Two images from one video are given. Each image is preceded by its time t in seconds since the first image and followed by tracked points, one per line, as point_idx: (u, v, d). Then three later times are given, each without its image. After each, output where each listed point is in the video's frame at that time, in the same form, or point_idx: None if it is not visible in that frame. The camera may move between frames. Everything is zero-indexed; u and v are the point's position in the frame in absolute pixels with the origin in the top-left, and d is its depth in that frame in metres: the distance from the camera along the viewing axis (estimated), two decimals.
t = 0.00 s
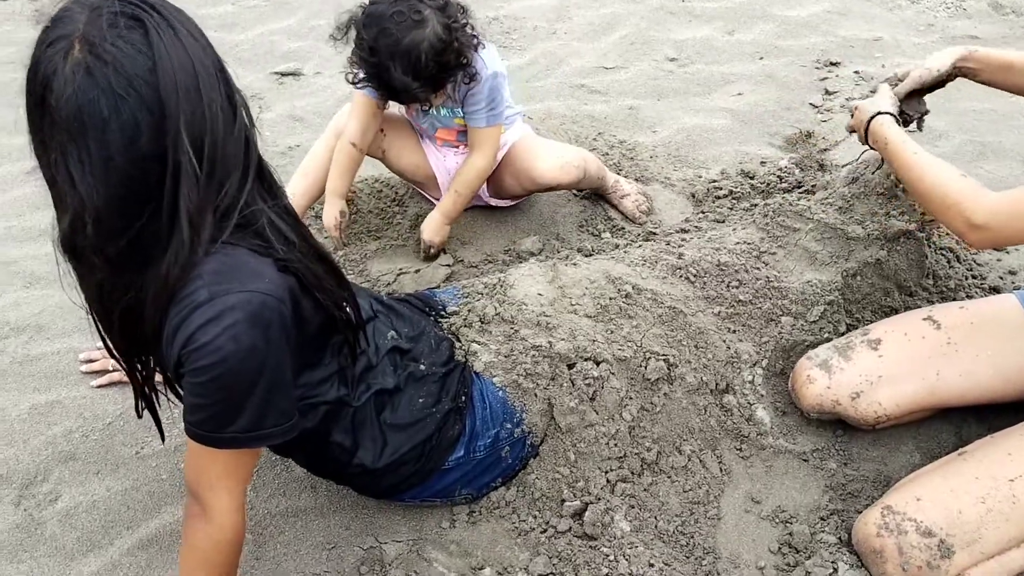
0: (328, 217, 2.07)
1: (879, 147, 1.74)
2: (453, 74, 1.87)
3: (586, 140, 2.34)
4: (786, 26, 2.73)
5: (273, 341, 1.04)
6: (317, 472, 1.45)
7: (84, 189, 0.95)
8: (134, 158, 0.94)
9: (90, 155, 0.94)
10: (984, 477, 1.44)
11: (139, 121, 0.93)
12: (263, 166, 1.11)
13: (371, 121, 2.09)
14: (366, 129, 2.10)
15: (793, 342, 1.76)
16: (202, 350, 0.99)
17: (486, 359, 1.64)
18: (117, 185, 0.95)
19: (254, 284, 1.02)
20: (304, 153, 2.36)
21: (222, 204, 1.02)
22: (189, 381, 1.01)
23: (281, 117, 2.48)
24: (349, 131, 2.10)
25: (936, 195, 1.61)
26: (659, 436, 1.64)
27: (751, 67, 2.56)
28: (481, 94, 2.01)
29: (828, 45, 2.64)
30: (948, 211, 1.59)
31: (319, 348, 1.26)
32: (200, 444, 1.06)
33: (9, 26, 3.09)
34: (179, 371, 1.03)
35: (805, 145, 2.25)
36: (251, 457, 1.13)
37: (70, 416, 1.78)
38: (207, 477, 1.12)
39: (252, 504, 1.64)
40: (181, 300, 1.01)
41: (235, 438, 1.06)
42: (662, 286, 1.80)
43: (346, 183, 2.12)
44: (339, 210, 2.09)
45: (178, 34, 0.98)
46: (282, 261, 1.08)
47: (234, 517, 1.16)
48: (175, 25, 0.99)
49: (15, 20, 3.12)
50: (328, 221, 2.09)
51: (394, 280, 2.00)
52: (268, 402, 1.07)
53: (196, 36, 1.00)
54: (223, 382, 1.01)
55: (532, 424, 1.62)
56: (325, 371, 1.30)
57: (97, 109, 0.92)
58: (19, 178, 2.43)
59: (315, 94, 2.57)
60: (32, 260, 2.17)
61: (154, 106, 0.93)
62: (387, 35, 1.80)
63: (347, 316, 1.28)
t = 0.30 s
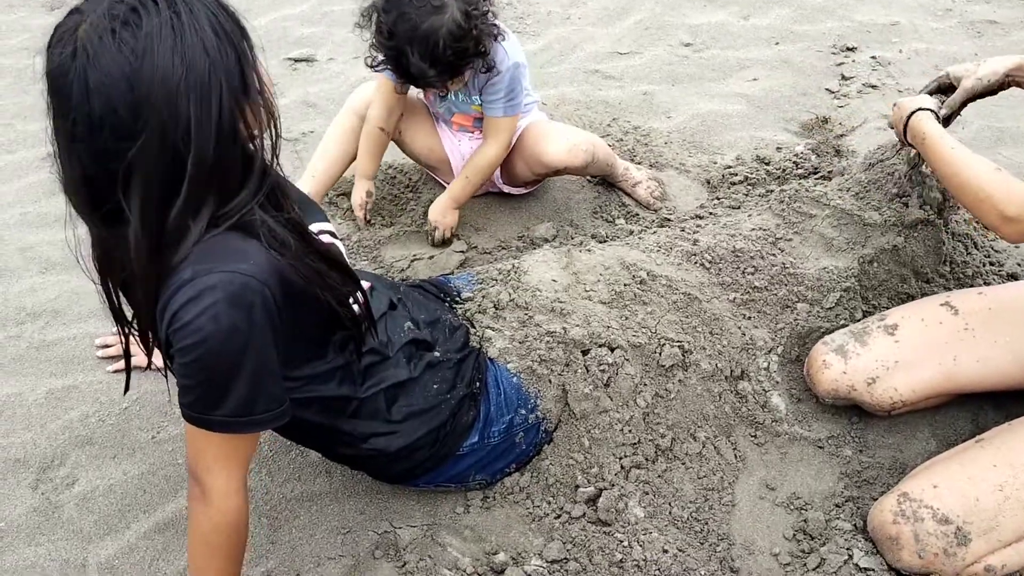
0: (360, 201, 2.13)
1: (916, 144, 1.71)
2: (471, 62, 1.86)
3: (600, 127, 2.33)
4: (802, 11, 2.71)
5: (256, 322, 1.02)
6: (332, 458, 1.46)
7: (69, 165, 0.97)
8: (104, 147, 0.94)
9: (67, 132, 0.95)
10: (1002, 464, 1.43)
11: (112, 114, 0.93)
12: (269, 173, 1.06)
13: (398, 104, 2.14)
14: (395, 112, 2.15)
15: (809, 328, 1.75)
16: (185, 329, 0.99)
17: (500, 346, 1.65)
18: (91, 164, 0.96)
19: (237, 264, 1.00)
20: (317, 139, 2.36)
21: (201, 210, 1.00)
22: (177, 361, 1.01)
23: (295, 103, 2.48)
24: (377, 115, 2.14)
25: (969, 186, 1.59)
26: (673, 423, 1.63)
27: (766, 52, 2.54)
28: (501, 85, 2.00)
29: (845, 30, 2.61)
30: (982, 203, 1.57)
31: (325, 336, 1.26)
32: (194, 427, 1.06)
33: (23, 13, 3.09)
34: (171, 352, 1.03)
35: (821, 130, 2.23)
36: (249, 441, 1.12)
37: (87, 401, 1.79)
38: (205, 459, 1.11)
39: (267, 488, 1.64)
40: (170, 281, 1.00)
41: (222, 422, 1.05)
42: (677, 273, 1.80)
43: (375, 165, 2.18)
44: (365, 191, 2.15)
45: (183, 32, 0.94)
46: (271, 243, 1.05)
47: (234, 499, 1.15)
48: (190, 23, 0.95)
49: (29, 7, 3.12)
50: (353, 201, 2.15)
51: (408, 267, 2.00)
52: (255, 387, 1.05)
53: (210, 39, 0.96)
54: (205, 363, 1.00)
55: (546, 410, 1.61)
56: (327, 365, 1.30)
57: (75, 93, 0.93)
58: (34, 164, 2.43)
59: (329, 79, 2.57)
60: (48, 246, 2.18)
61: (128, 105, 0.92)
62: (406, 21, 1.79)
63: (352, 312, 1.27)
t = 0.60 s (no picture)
0: (372, 194, 2.14)
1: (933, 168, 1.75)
2: (478, 43, 1.85)
3: (603, 118, 2.32)
4: (806, 3, 2.69)
5: (260, 314, 1.02)
6: (335, 450, 1.46)
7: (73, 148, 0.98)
8: (104, 134, 0.95)
9: (70, 115, 0.96)
10: (1005, 458, 1.43)
11: (112, 103, 0.93)
12: (271, 173, 1.05)
13: (405, 95, 2.13)
14: (403, 103, 2.14)
15: (811, 321, 1.74)
16: (190, 320, 0.98)
17: (501, 338, 1.65)
18: (92, 150, 0.97)
19: (241, 256, 1.00)
20: (320, 131, 2.35)
21: (198, 204, 0.99)
22: (181, 353, 1.01)
23: (297, 94, 2.47)
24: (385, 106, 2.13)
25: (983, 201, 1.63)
26: (675, 415, 1.63)
27: (770, 43, 2.53)
28: (505, 77, 1.99)
29: (848, 21, 2.60)
30: (998, 214, 1.60)
31: (328, 329, 1.26)
32: (199, 419, 1.06)
33: (26, 5, 3.09)
34: (175, 344, 1.03)
35: (825, 122, 2.22)
36: (253, 433, 1.13)
37: (89, 393, 1.79)
38: (209, 451, 1.12)
39: (269, 481, 1.65)
40: (173, 272, 1.00)
41: (226, 414, 1.04)
42: (679, 265, 1.79)
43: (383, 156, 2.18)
44: (376, 183, 2.16)
45: (191, 28, 0.94)
46: (275, 236, 1.05)
47: (238, 490, 1.16)
48: (200, 20, 0.95)
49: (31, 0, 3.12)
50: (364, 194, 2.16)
51: (410, 259, 1.99)
52: (261, 379, 1.05)
53: (218, 37, 0.95)
54: (210, 355, 1.00)
55: (548, 403, 1.61)
56: (329, 358, 1.29)
57: (78, 78, 0.93)
58: (35, 156, 2.43)
59: (331, 71, 2.56)
60: (50, 238, 2.18)
61: (128, 95, 0.92)
62: None
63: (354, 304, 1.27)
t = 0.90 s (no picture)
0: (369, 195, 2.14)
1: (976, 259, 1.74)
2: (469, 44, 1.85)
3: (597, 119, 2.32)
4: (800, 3, 2.69)
5: (245, 314, 1.02)
6: (327, 451, 1.46)
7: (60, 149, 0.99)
8: (88, 136, 0.95)
9: (55, 116, 0.96)
10: (1004, 462, 1.43)
11: (96, 107, 0.93)
12: (258, 176, 1.05)
13: (399, 95, 2.12)
14: (397, 103, 2.13)
15: (804, 321, 1.74)
16: (174, 321, 0.98)
17: (495, 339, 1.65)
18: (78, 151, 0.97)
19: (226, 256, 1.00)
20: (314, 132, 2.35)
21: (182, 207, 1.00)
22: (167, 354, 1.01)
23: (291, 95, 2.47)
24: (379, 106, 2.13)
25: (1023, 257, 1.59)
26: (668, 415, 1.64)
27: (764, 44, 2.53)
28: (499, 79, 1.99)
29: (842, 22, 2.60)
30: None
31: (319, 329, 1.26)
32: (186, 420, 1.06)
33: (20, 6, 3.09)
34: (161, 344, 1.04)
35: (818, 123, 2.23)
36: (242, 434, 1.13)
37: (82, 395, 1.79)
38: (198, 452, 1.12)
39: (263, 482, 1.65)
40: (159, 273, 1.00)
41: (213, 414, 1.05)
42: (673, 265, 1.79)
43: (378, 157, 2.17)
44: (372, 184, 2.15)
45: (177, 34, 0.93)
46: (261, 235, 1.05)
47: (228, 491, 1.16)
48: (186, 25, 0.94)
49: (25, 2, 3.11)
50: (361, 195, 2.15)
51: (404, 259, 1.99)
52: (247, 379, 1.05)
53: (205, 44, 0.94)
54: (196, 355, 1.00)
55: (541, 404, 1.61)
56: (320, 360, 1.30)
57: (64, 80, 0.93)
58: (30, 157, 2.43)
59: (325, 72, 2.56)
60: (44, 239, 2.18)
61: (113, 99, 0.92)
62: None
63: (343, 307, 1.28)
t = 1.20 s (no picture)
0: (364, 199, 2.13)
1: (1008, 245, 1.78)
2: (459, 55, 1.86)
3: (590, 125, 2.33)
4: (792, 9, 2.70)
5: (232, 322, 1.03)
6: (318, 458, 1.46)
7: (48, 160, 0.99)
8: (74, 149, 0.96)
9: (42, 128, 0.97)
10: (985, 462, 1.43)
11: (81, 120, 0.93)
12: (248, 191, 1.05)
13: (390, 102, 2.13)
14: (389, 108, 2.14)
15: (796, 327, 1.75)
16: (161, 329, 0.99)
17: (487, 346, 1.65)
18: (65, 164, 0.97)
19: (213, 265, 1.00)
20: (307, 139, 2.35)
21: (169, 221, 1.00)
22: (155, 362, 1.01)
23: (285, 102, 2.47)
24: (371, 112, 2.14)
25: None
26: (661, 422, 1.64)
27: (756, 50, 2.54)
28: (488, 84, 2.00)
29: (834, 28, 2.61)
30: None
31: (309, 336, 1.26)
32: (175, 428, 1.07)
33: (13, 12, 3.08)
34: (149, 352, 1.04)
35: (810, 129, 2.23)
36: (232, 443, 1.13)
37: (74, 403, 1.79)
38: (187, 461, 1.12)
39: (255, 490, 1.65)
40: (146, 282, 1.01)
41: (201, 422, 1.05)
42: (665, 272, 1.80)
43: (372, 163, 2.17)
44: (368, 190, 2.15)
45: (163, 50, 0.93)
46: (249, 244, 1.05)
47: (218, 500, 1.16)
48: (173, 41, 0.94)
49: (18, 7, 3.11)
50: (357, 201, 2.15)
51: (397, 266, 1.99)
52: (234, 388, 1.05)
53: (192, 60, 0.94)
54: (183, 364, 1.00)
55: (533, 410, 1.61)
56: (310, 368, 1.30)
57: (51, 94, 0.94)
58: (23, 164, 2.43)
59: (319, 78, 2.56)
60: (36, 246, 2.17)
61: (99, 113, 0.93)
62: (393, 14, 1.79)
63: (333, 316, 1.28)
